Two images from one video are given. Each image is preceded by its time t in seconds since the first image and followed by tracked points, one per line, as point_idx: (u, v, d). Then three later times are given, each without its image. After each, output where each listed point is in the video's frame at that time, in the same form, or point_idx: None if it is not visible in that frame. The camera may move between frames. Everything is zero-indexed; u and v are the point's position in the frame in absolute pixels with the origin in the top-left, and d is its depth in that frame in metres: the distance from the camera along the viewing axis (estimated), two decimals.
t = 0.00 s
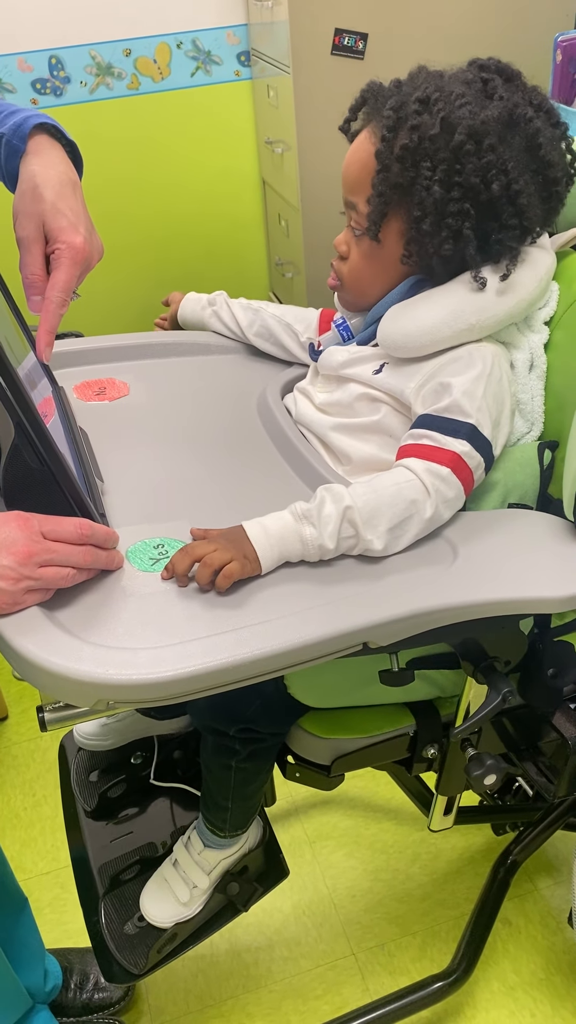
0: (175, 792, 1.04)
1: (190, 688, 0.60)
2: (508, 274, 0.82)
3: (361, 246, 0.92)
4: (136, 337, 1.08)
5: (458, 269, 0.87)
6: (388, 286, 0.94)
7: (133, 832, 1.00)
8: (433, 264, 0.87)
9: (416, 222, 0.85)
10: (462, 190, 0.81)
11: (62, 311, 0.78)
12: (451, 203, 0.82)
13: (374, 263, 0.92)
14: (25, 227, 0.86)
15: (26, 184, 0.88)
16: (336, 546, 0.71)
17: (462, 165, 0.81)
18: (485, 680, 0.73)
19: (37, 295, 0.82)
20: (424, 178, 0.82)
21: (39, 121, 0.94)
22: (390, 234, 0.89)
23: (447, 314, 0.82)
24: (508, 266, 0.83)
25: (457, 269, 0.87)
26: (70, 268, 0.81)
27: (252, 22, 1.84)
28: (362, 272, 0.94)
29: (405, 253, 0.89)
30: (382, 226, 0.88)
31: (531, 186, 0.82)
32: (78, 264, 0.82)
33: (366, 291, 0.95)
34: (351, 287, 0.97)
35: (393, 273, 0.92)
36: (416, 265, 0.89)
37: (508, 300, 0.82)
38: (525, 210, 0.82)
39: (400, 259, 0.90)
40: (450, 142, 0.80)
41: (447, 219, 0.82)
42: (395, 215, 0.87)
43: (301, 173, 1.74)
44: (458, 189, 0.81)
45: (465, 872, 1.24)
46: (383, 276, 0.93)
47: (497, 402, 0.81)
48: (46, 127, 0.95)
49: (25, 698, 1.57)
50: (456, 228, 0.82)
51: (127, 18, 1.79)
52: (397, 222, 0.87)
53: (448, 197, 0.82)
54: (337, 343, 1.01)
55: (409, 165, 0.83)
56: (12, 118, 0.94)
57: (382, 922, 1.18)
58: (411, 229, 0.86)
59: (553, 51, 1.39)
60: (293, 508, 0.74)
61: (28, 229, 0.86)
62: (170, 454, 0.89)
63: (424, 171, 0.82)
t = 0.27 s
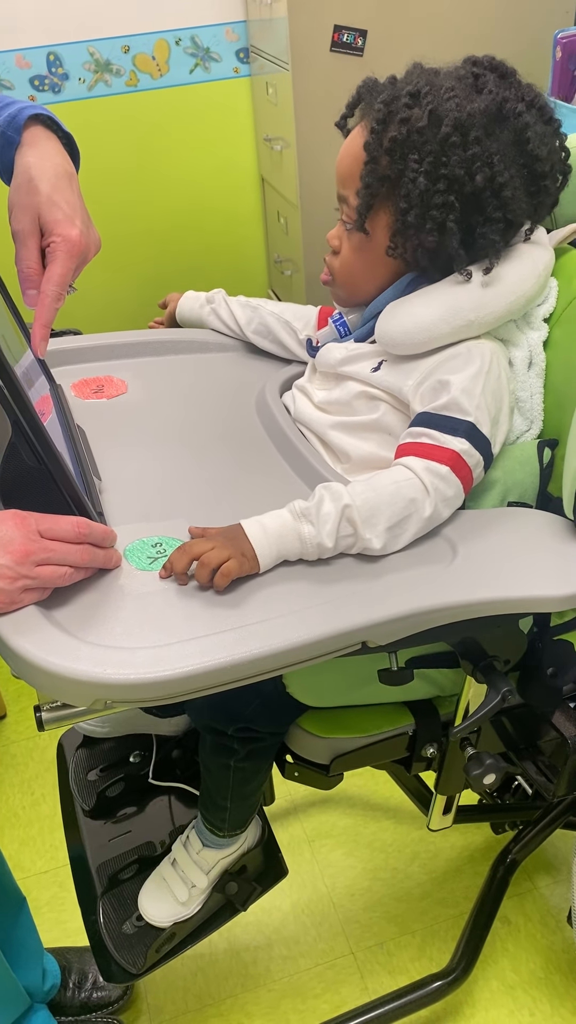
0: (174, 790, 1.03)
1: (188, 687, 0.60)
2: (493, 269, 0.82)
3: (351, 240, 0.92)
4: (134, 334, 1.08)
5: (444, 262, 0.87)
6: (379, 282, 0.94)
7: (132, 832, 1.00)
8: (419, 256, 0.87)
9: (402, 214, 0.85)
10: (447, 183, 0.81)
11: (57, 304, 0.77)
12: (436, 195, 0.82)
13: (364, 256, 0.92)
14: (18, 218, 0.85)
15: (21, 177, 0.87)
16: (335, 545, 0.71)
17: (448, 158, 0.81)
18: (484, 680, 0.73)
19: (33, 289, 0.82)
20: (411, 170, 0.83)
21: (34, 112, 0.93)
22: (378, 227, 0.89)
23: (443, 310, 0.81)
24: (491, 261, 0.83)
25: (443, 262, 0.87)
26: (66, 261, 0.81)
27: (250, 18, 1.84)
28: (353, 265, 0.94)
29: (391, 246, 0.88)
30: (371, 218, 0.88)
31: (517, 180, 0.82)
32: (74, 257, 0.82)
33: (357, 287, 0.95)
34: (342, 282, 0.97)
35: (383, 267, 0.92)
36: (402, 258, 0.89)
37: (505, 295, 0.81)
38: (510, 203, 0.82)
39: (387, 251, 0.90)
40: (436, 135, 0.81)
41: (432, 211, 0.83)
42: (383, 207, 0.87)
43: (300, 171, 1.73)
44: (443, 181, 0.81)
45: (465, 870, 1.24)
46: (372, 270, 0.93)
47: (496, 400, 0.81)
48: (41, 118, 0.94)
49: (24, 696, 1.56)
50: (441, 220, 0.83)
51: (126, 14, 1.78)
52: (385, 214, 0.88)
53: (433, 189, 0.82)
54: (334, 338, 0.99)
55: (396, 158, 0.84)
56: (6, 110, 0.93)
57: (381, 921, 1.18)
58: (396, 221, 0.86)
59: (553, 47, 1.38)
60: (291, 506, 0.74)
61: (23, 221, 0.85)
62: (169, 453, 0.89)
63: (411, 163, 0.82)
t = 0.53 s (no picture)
0: (174, 790, 1.03)
1: (189, 687, 0.60)
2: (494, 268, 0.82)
3: (348, 235, 0.92)
4: (132, 332, 1.07)
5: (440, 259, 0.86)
6: (377, 277, 0.94)
7: (130, 832, 1.00)
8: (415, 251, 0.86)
9: (399, 209, 0.85)
10: (444, 178, 0.81)
11: (57, 289, 0.77)
12: (433, 190, 0.81)
13: (360, 252, 0.92)
14: (15, 202, 0.85)
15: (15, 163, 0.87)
16: (334, 545, 0.70)
17: (446, 153, 0.80)
18: (484, 680, 0.72)
19: (31, 274, 0.81)
20: (409, 165, 0.82)
21: (27, 97, 0.93)
22: (375, 222, 0.89)
23: (444, 308, 0.81)
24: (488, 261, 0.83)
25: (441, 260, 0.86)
26: (65, 245, 0.81)
27: (249, 15, 1.83)
28: (350, 261, 0.94)
29: (388, 241, 0.89)
30: (368, 213, 0.88)
31: (515, 176, 0.81)
32: (72, 241, 0.82)
33: (355, 283, 0.95)
34: (340, 278, 0.96)
35: (380, 263, 0.92)
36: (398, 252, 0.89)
37: (506, 292, 0.81)
38: (507, 200, 0.81)
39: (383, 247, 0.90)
40: (435, 130, 0.80)
41: (429, 206, 0.82)
42: (380, 202, 0.87)
43: (299, 169, 1.73)
44: (440, 176, 0.81)
45: (464, 869, 1.24)
46: (368, 266, 0.93)
47: (496, 399, 0.80)
48: (33, 105, 0.94)
49: (23, 695, 1.56)
50: (437, 215, 0.82)
51: (124, 11, 1.77)
52: (382, 209, 0.87)
53: (430, 184, 0.81)
54: (333, 336, 0.98)
55: (395, 154, 0.83)
56: None
57: (381, 920, 1.18)
58: (394, 217, 0.86)
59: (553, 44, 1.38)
60: (291, 505, 0.73)
61: (20, 204, 0.84)
62: (167, 451, 0.89)
63: (409, 158, 0.82)
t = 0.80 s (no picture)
0: (171, 790, 1.03)
1: (183, 688, 0.59)
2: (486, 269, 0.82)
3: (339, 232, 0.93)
4: (129, 330, 1.07)
5: (428, 253, 0.85)
6: (370, 275, 0.94)
7: (128, 831, 1.00)
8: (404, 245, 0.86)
9: (387, 205, 0.85)
10: (430, 173, 0.81)
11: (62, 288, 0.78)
12: (419, 185, 0.81)
13: (351, 248, 0.93)
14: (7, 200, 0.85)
15: None
16: (331, 544, 0.70)
17: (432, 148, 0.80)
18: (481, 679, 0.72)
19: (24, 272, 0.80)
20: (396, 160, 0.82)
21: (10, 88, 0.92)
22: (365, 218, 0.89)
23: (440, 307, 0.81)
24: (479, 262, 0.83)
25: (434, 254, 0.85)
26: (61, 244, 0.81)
27: (248, 12, 1.82)
28: (342, 257, 0.94)
29: (377, 236, 0.89)
30: (358, 209, 0.89)
31: (502, 172, 0.80)
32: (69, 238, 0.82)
33: (348, 280, 0.96)
34: (334, 275, 0.96)
35: (370, 258, 0.92)
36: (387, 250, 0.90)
37: (504, 290, 0.80)
38: (493, 194, 0.80)
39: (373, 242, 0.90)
40: (421, 125, 0.80)
41: (415, 201, 0.82)
42: (369, 198, 0.87)
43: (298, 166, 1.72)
44: (427, 171, 0.81)
45: (463, 868, 1.24)
46: (360, 261, 0.93)
47: (494, 398, 0.80)
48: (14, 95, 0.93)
49: (21, 693, 1.56)
50: (423, 210, 0.82)
51: (122, 8, 1.77)
52: (371, 205, 0.88)
53: (416, 179, 0.81)
54: (331, 335, 0.98)
55: (383, 149, 0.83)
56: None
57: (379, 920, 1.18)
58: (382, 212, 0.86)
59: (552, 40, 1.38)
60: (287, 503, 0.73)
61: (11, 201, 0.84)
62: (164, 450, 0.88)
63: (397, 153, 0.82)
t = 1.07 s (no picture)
0: (169, 788, 1.03)
1: (179, 686, 0.59)
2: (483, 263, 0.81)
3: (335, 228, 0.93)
4: (127, 328, 1.07)
5: (422, 249, 0.85)
6: (366, 273, 0.94)
7: (126, 830, 1.00)
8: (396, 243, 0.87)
9: (380, 199, 0.85)
10: (422, 166, 0.80)
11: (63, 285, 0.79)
12: (412, 179, 0.81)
13: (346, 245, 0.92)
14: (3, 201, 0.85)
15: None
16: (329, 541, 0.70)
17: (424, 142, 0.80)
18: (480, 678, 0.72)
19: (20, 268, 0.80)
20: (389, 154, 0.82)
21: None
22: (359, 214, 0.89)
23: (439, 305, 0.80)
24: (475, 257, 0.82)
25: (426, 251, 0.85)
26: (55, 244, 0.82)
27: (246, 9, 1.82)
28: (339, 254, 0.94)
29: (370, 231, 0.88)
30: (351, 205, 0.89)
31: (494, 164, 0.79)
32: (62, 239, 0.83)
33: (345, 278, 0.96)
34: (330, 273, 0.97)
35: (364, 254, 0.92)
36: (380, 244, 0.89)
37: (502, 286, 0.80)
38: (485, 186, 0.80)
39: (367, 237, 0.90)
40: (413, 119, 0.80)
41: (407, 195, 0.82)
42: (362, 193, 0.87)
43: (297, 163, 1.72)
44: (419, 164, 0.81)
45: (462, 867, 1.24)
46: (355, 258, 0.93)
47: (493, 396, 0.80)
48: None
49: (19, 691, 1.56)
50: (416, 204, 0.82)
51: (120, 5, 1.76)
52: (365, 201, 0.87)
53: (409, 172, 0.81)
54: (329, 333, 0.98)
55: (376, 144, 0.83)
56: None
57: (378, 918, 1.18)
58: (376, 207, 0.86)
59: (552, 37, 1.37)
60: (285, 501, 0.73)
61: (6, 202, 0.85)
62: (162, 448, 0.88)
63: (390, 147, 0.82)
